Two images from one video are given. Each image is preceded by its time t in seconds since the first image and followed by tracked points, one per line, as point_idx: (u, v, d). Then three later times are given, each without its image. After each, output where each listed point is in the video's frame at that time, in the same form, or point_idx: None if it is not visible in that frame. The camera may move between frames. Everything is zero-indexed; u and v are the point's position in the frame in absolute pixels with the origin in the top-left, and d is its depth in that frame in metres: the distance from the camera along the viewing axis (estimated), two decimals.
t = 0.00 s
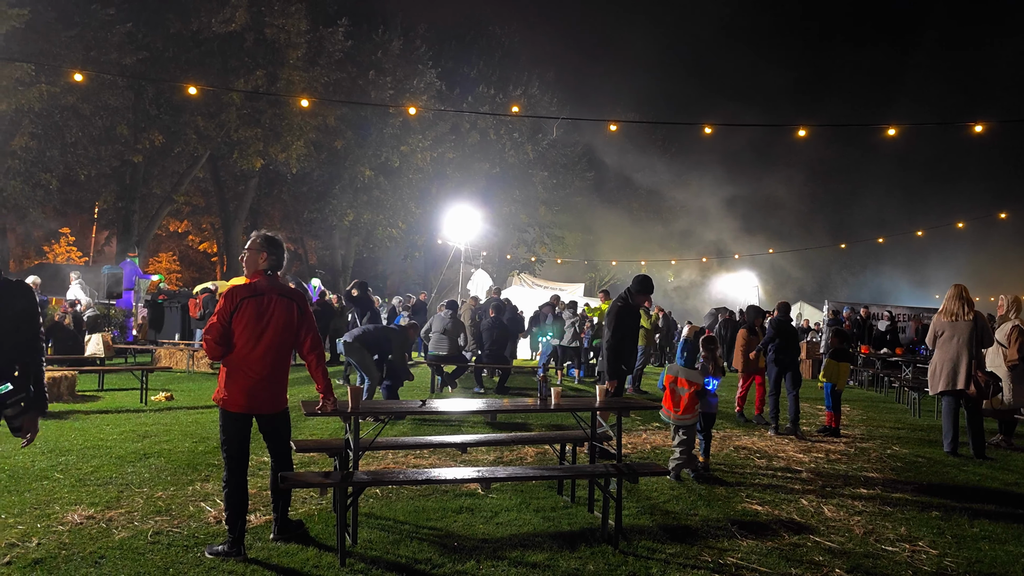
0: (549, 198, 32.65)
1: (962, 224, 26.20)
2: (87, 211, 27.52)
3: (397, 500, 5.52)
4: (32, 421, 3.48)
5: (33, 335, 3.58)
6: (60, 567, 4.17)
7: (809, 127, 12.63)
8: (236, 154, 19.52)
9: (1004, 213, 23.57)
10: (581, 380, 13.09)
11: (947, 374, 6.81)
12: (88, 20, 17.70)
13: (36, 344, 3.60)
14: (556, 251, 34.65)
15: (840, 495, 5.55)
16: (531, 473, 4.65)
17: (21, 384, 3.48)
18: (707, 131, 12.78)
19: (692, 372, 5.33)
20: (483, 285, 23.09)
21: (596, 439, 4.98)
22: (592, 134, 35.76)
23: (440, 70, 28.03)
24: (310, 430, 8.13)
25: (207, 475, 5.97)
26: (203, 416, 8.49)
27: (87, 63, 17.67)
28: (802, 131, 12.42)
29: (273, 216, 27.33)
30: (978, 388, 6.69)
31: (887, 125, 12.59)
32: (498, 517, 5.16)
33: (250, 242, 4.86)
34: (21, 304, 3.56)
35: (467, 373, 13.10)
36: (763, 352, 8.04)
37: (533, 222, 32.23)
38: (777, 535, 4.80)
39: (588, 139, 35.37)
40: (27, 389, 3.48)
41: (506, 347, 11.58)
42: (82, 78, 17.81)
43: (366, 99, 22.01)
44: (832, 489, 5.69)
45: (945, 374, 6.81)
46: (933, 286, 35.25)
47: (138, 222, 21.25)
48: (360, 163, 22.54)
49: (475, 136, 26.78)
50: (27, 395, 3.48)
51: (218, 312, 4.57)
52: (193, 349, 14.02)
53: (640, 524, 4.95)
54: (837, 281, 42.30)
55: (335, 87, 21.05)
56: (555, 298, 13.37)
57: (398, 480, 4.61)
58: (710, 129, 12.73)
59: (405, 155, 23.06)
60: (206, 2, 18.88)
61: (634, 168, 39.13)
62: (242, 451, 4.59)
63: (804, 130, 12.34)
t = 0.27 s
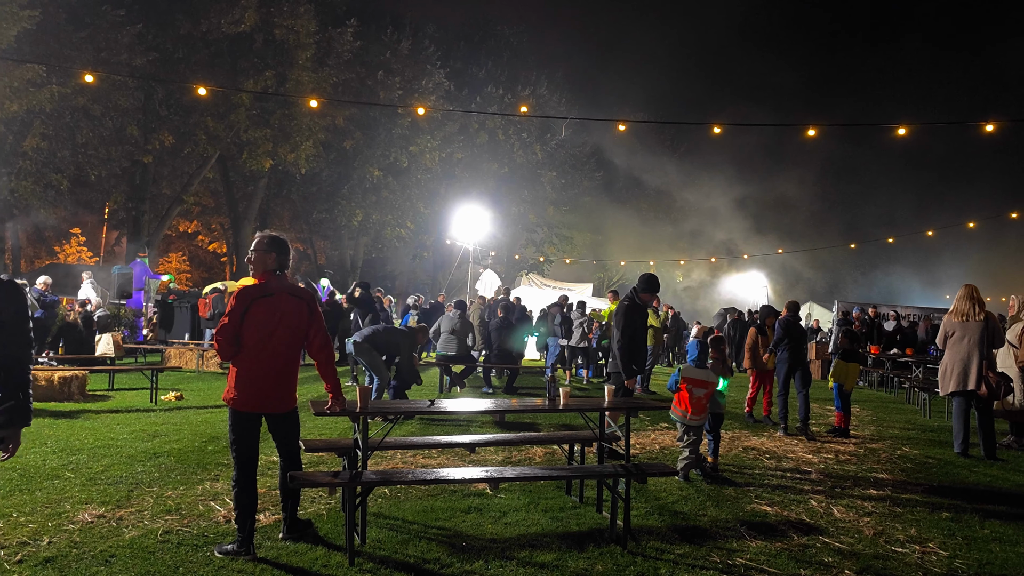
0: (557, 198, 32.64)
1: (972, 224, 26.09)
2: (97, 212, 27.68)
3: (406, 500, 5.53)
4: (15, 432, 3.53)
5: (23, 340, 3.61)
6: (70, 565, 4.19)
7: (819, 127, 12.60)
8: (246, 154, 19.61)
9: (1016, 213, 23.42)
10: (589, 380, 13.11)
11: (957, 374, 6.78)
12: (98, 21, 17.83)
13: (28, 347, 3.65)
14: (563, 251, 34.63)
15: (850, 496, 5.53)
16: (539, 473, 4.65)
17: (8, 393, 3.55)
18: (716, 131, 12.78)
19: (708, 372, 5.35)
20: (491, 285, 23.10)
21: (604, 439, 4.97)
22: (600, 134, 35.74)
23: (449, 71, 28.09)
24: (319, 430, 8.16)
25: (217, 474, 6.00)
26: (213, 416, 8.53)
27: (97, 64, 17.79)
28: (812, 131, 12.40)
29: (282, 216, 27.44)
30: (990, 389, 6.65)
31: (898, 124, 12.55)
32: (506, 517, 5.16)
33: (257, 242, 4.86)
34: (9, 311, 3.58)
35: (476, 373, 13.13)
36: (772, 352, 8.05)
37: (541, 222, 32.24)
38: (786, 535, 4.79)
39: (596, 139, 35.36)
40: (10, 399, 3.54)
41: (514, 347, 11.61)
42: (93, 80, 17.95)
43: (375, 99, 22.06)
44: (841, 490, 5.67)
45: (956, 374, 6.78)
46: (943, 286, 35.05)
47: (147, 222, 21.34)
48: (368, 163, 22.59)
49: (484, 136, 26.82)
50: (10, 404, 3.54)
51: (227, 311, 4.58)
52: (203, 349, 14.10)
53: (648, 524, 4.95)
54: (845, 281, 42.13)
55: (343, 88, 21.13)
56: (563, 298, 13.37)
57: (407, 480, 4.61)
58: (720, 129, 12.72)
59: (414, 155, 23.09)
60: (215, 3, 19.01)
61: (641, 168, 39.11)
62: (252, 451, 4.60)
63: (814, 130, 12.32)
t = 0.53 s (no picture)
0: (565, 198, 32.65)
1: (983, 224, 25.93)
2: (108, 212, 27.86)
3: (414, 500, 5.54)
4: None
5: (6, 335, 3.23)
6: (80, 564, 4.21)
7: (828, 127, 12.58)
8: (254, 155, 19.68)
9: None
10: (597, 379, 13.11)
11: (967, 375, 6.75)
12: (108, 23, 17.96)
13: (14, 347, 3.29)
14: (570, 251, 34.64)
15: (859, 496, 5.51)
16: (547, 473, 4.65)
17: None
18: (724, 131, 12.76)
19: (721, 372, 5.42)
20: (499, 285, 23.10)
21: (612, 439, 4.97)
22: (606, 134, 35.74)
23: (457, 71, 28.16)
24: (328, 430, 8.18)
25: (226, 473, 6.02)
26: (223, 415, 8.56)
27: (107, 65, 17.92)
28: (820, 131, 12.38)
29: (291, 217, 27.54)
30: (1000, 390, 6.63)
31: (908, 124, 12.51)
32: (514, 517, 5.17)
33: (266, 242, 4.84)
34: None
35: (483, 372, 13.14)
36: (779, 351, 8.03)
37: (549, 222, 32.25)
38: (795, 536, 4.78)
39: (603, 139, 35.36)
40: None
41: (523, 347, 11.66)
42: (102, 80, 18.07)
43: (383, 99, 22.11)
44: (851, 491, 5.65)
45: (966, 375, 6.76)
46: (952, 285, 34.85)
47: (157, 222, 21.47)
48: (377, 164, 22.64)
49: (492, 136, 26.89)
50: None
51: (238, 312, 4.59)
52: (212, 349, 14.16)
53: (656, 525, 4.94)
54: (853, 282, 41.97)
55: (352, 88, 21.20)
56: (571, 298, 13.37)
57: (415, 479, 4.60)
58: (728, 129, 12.71)
59: (422, 155, 23.13)
60: (224, 4, 19.11)
61: (647, 168, 39.11)
62: (261, 451, 4.61)
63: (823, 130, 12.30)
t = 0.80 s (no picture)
0: (572, 198, 32.63)
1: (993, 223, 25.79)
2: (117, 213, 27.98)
3: (421, 500, 5.55)
4: None
5: None
6: (89, 564, 4.22)
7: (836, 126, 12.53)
8: (263, 155, 19.71)
9: None
10: (605, 380, 13.10)
11: (977, 376, 6.73)
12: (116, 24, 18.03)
13: None
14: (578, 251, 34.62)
15: (867, 497, 5.50)
16: (554, 473, 4.64)
17: None
18: (732, 131, 12.74)
19: (726, 371, 5.34)
20: (507, 285, 23.07)
21: (620, 439, 4.96)
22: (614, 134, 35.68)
23: (464, 71, 28.18)
24: (336, 430, 8.19)
25: (234, 473, 6.04)
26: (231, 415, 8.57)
27: (116, 66, 18.02)
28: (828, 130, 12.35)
29: (299, 217, 27.59)
30: (1010, 391, 6.60)
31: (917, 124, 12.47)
32: (521, 517, 5.17)
33: (275, 242, 4.84)
34: None
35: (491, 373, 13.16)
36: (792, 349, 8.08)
37: (557, 222, 32.19)
38: (803, 537, 4.77)
39: (610, 139, 35.30)
40: None
41: (530, 348, 11.64)
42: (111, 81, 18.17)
43: (391, 99, 22.15)
44: (859, 491, 5.64)
45: (976, 376, 6.73)
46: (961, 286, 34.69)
47: (165, 222, 21.56)
48: (385, 164, 22.67)
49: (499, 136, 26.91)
50: None
51: (248, 313, 4.61)
52: (220, 348, 14.20)
53: (664, 525, 4.93)
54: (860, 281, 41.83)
55: (359, 89, 21.25)
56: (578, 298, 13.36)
57: (422, 479, 4.59)
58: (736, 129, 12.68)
59: (429, 155, 23.16)
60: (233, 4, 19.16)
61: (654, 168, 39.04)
62: (270, 451, 4.63)
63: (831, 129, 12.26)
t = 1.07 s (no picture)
0: (579, 198, 32.59)
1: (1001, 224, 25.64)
2: (125, 213, 28.12)
3: (429, 499, 5.55)
4: None
5: None
6: (97, 563, 4.24)
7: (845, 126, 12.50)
8: (271, 155, 19.76)
9: None
10: (612, 380, 13.10)
11: (986, 377, 6.70)
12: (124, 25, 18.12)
13: None
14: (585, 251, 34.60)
15: (875, 498, 5.48)
16: (562, 474, 4.64)
17: None
18: (739, 131, 12.72)
19: (733, 371, 5.36)
20: (514, 285, 23.05)
21: (627, 440, 4.96)
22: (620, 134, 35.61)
23: (472, 71, 28.22)
24: (344, 430, 8.21)
25: (242, 472, 6.05)
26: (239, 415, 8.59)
27: (125, 67, 18.11)
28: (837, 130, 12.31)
29: (306, 217, 27.65)
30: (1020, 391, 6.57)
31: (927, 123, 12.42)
32: (529, 517, 5.17)
33: (283, 243, 4.86)
34: None
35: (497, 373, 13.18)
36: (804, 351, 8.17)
37: (564, 222, 32.19)
38: (811, 538, 4.75)
39: (616, 139, 35.26)
40: None
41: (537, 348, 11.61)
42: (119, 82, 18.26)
43: (397, 100, 22.17)
44: (867, 492, 5.62)
45: (985, 377, 6.70)
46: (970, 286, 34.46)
47: (173, 222, 21.66)
48: (392, 164, 22.69)
49: (506, 136, 26.94)
50: None
51: (256, 313, 4.62)
52: (228, 348, 14.25)
53: (671, 525, 4.93)
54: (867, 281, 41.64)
55: (366, 89, 21.26)
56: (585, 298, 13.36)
57: (430, 479, 4.59)
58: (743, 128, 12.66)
59: (437, 156, 23.19)
60: (241, 5, 19.22)
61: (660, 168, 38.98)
62: (278, 451, 4.63)
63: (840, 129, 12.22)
